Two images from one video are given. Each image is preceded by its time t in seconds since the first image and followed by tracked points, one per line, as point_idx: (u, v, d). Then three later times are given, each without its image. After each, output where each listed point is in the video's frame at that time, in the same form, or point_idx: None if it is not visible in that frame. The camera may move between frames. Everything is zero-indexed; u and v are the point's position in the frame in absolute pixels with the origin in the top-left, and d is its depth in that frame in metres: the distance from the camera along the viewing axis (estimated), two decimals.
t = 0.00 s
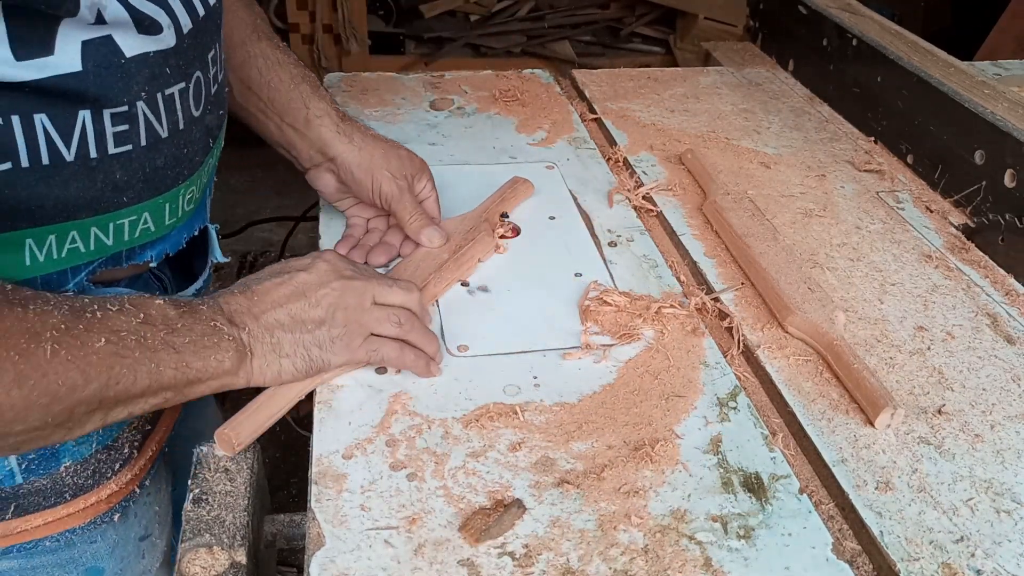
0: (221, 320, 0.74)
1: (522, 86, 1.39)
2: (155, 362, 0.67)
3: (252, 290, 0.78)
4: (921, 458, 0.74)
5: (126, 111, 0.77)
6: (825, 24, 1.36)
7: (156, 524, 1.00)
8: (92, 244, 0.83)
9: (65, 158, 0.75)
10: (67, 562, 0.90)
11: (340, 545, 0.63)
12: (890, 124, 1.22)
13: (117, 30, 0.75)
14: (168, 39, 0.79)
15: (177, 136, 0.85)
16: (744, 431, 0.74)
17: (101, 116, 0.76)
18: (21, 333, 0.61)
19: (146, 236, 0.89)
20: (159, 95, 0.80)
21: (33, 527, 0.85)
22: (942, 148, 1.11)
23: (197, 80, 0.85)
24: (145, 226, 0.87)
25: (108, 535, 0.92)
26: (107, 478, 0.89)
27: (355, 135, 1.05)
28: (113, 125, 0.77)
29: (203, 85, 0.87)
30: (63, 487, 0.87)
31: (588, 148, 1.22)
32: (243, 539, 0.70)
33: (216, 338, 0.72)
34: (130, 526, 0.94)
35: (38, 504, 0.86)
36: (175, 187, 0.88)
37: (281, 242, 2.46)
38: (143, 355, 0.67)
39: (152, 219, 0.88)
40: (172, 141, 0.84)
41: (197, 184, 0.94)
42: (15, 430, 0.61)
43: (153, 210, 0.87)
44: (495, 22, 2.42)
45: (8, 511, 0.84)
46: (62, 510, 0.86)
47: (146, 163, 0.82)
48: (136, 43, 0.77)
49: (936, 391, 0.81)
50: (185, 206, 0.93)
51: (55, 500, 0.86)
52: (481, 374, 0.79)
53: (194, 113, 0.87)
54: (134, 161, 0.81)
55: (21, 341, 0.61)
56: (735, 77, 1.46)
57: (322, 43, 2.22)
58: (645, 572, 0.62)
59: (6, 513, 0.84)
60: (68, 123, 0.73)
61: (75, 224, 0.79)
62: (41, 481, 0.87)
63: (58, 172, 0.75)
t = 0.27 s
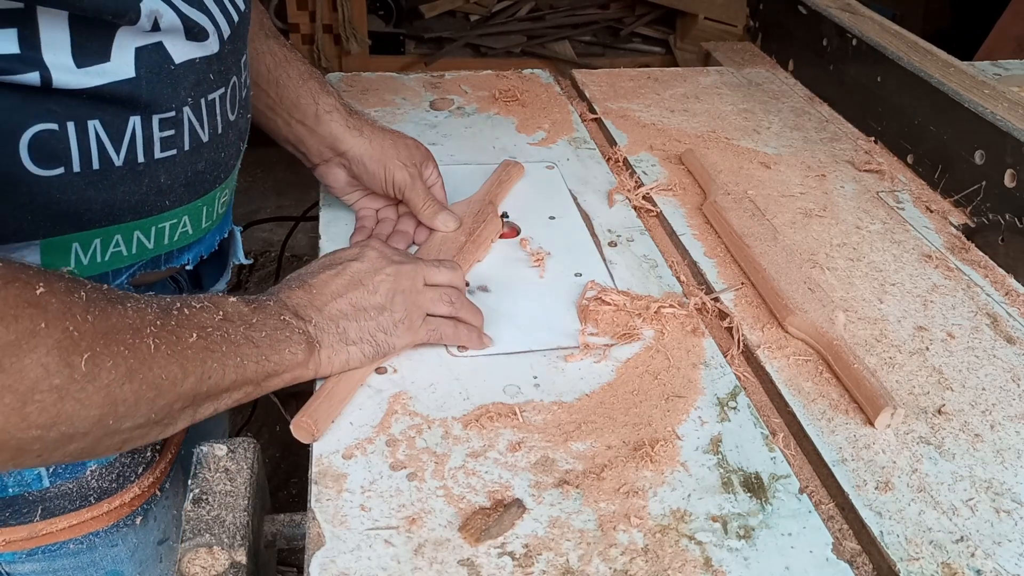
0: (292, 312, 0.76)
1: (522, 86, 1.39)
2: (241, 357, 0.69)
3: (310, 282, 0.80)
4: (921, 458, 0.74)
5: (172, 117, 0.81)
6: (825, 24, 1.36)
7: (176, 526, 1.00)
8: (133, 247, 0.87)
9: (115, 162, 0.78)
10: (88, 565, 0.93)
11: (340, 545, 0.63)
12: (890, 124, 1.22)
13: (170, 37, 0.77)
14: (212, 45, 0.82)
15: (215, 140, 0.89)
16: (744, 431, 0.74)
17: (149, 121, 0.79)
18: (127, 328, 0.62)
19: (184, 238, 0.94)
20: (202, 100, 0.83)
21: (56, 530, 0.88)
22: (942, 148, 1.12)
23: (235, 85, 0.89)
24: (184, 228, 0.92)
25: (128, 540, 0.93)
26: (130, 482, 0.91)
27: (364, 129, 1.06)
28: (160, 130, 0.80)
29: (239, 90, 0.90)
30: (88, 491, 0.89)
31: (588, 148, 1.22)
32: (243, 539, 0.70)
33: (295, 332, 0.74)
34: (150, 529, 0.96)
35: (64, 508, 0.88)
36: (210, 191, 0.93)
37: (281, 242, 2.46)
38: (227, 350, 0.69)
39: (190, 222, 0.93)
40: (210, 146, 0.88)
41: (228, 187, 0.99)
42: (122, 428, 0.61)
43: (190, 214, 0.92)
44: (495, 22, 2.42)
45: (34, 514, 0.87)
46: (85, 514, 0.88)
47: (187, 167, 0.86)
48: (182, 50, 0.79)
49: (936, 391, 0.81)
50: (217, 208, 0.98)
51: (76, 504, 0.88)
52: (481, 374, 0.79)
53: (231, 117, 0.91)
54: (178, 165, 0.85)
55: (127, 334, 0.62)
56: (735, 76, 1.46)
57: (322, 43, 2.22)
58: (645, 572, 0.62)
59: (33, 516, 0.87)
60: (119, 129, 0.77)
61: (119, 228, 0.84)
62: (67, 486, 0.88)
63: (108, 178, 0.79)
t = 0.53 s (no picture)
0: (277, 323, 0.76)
1: (522, 86, 1.39)
2: (213, 357, 0.70)
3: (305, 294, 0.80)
4: (921, 458, 0.74)
5: (177, 94, 0.85)
6: (825, 24, 1.36)
7: (172, 499, 1.05)
8: (137, 218, 0.91)
9: (120, 135, 0.82)
10: (88, 532, 0.96)
11: (340, 545, 0.63)
12: (890, 124, 1.22)
13: (176, 18, 0.82)
14: (218, 28, 0.87)
15: (217, 118, 0.92)
16: (744, 431, 0.74)
17: (154, 96, 0.83)
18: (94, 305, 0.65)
19: (184, 213, 0.97)
20: (206, 80, 0.88)
21: (59, 493, 0.90)
22: (941, 148, 1.12)
23: (239, 68, 0.94)
24: (184, 203, 0.95)
25: (128, 508, 0.97)
26: (130, 449, 0.94)
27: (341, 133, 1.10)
28: (165, 105, 0.84)
29: (242, 74, 0.95)
30: (89, 455, 0.92)
31: (588, 148, 1.22)
32: (243, 539, 0.70)
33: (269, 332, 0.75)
34: (148, 499, 1.00)
35: (66, 471, 0.90)
36: (211, 167, 0.96)
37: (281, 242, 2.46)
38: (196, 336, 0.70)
39: (190, 197, 0.96)
40: (213, 125, 0.92)
41: (228, 165, 1.01)
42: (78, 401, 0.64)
43: (190, 189, 0.94)
44: (495, 22, 2.42)
45: (36, 476, 0.89)
46: (86, 477, 0.91)
47: (189, 142, 0.90)
48: (188, 31, 0.84)
49: (937, 391, 0.81)
50: (219, 185, 1.01)
51: (78, 469, 0.91)
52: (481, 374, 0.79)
53: (234, 98, 0.95)
54: (180, 140, 0.88)
55: (94, 318, 0.64)
56: (735, 77, 1.46)
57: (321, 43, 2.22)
58: (645, 572, 0.62)
59: (35, 479, 0.89)
60: (124, 103, 0.81)
61: (124, 198, 0.87)
62: (68, 449, 0.91)
63: (114, 149, 0.83)
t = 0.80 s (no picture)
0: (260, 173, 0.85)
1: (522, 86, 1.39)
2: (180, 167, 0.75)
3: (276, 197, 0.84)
4: (921, 458, 0.74)
5: None
6: (825, 24, 1.36)
7: (173, 405, 1.04)
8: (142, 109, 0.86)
9: (121, 23, 0.81)
10: (92, 416, 0.96)
11: (340, 545, 0.63)
12: (890, 124, 1.22)
13: None
14: None
15: (221, 30, 0.89)
16: (744, 431, 0.74)
17: None
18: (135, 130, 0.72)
19: (186, 112, 0.90)
20: None
21: (64, 367, 0.92)
22: (942, 148, 1.12)
23: None
24: (186, 101, 0.89)
25: (129, 398, 0.97)
26: (130, 340, 0.96)
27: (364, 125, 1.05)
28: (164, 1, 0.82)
29: None
30: (90, 337, 0.93)
31: (588, 148, 1.22)
32: (243, 539, 0.70)
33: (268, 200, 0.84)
34: (149, 397, 1.00)
35: (69, 347, 0.92)
36: (215, 71, 0.90)
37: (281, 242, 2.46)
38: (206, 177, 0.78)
39: (195, 95, 0.90)
40: (215, 31, 0.88)
41: (239, 76, 0.94)
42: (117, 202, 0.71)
43: (194, 87, 0.89)
44: (495, 22, 2.42)
45: (44, 347, 0.91)
46: (87, 357, 0.93)
47: (189, 41, 0.86)
48: None
49: (936, 391, 0.81)
50: (228, 94, 0.94)
51: (80, 347, 0.93)
52: (481, 374, 0.79)
53: (239, 15, 0.91)
54: (180, 38, 0.85)
55: (135, 127, 0.72)
56: (735, 77, 1.46)
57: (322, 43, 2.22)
58: (645, 572, 0.62)
59: (42, 349, 0.91)
60: None
61: (138, 82, 0.85)
62: (73, 328, 0.92)
63: (118, 36, 0.81)
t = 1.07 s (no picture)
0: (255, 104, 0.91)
1: (522, 86, 1.39)
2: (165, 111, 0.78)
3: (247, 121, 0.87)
4: (921, 458, 0.74)
5: None
6: (825, 24, 1.36)
7: (199, 364, 1.09)
8: (172, 69, 0.91)
9: None
10: (139, 384, 0.98)
11: (340, 545, 0.63)
12: (890, 124, 1.22)
13: None
14: None
15: None
16: (744, 431, 0.74)
17: None
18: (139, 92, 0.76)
19: (210, 66, 0.96)
20: None
21: (119, 337, 0.94)
22: (941, 148, 1.12)
23: None
24: (207, 55, 0.95)
25: (168, 361, 1.01)
26: (169, 301, 0.98)
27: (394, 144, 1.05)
28: None
29: None
30: (137, 304, 0.95)
31: (588, 148, 1.22)
32: (243, 539, 0.70)
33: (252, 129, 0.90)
34: (182, 358, 1.04)
35: (120, 317, 0.94)
36: (226, 24, 0.97)
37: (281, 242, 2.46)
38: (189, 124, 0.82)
39: (213, 50, 0.96)
40: None
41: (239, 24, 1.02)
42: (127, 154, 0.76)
43: (212, 41, 0.94)
44: (495, 22, 2.42)
45: (98, 320, 0.92)
46: (138, 323, 0.95)
47: None
48: None
49: (936, 391, 0.81)
50: (235, 43, 1.00)
51: (130, 315, 0.94)
52: (481, 374, 0.79)
53: None
54: None
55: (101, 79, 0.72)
56: (735, 76, 1.46)
57: (322, 43, 2.22)
58: (645, 572, 0.62)
59: (98, 322, 0.92)
60: None
61: (161, 47, 0.88)
62: (121, 297, 0.93)
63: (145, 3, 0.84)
